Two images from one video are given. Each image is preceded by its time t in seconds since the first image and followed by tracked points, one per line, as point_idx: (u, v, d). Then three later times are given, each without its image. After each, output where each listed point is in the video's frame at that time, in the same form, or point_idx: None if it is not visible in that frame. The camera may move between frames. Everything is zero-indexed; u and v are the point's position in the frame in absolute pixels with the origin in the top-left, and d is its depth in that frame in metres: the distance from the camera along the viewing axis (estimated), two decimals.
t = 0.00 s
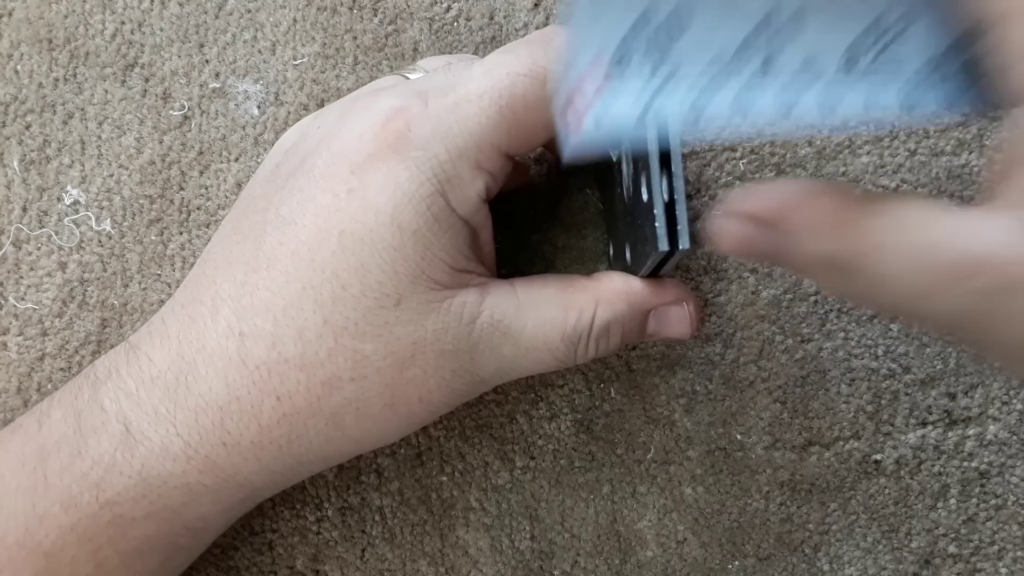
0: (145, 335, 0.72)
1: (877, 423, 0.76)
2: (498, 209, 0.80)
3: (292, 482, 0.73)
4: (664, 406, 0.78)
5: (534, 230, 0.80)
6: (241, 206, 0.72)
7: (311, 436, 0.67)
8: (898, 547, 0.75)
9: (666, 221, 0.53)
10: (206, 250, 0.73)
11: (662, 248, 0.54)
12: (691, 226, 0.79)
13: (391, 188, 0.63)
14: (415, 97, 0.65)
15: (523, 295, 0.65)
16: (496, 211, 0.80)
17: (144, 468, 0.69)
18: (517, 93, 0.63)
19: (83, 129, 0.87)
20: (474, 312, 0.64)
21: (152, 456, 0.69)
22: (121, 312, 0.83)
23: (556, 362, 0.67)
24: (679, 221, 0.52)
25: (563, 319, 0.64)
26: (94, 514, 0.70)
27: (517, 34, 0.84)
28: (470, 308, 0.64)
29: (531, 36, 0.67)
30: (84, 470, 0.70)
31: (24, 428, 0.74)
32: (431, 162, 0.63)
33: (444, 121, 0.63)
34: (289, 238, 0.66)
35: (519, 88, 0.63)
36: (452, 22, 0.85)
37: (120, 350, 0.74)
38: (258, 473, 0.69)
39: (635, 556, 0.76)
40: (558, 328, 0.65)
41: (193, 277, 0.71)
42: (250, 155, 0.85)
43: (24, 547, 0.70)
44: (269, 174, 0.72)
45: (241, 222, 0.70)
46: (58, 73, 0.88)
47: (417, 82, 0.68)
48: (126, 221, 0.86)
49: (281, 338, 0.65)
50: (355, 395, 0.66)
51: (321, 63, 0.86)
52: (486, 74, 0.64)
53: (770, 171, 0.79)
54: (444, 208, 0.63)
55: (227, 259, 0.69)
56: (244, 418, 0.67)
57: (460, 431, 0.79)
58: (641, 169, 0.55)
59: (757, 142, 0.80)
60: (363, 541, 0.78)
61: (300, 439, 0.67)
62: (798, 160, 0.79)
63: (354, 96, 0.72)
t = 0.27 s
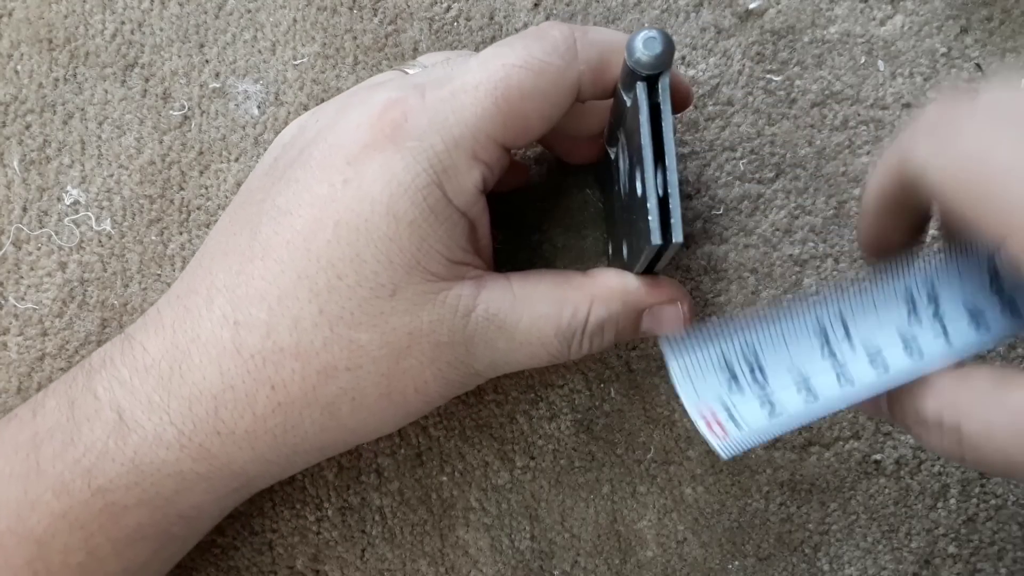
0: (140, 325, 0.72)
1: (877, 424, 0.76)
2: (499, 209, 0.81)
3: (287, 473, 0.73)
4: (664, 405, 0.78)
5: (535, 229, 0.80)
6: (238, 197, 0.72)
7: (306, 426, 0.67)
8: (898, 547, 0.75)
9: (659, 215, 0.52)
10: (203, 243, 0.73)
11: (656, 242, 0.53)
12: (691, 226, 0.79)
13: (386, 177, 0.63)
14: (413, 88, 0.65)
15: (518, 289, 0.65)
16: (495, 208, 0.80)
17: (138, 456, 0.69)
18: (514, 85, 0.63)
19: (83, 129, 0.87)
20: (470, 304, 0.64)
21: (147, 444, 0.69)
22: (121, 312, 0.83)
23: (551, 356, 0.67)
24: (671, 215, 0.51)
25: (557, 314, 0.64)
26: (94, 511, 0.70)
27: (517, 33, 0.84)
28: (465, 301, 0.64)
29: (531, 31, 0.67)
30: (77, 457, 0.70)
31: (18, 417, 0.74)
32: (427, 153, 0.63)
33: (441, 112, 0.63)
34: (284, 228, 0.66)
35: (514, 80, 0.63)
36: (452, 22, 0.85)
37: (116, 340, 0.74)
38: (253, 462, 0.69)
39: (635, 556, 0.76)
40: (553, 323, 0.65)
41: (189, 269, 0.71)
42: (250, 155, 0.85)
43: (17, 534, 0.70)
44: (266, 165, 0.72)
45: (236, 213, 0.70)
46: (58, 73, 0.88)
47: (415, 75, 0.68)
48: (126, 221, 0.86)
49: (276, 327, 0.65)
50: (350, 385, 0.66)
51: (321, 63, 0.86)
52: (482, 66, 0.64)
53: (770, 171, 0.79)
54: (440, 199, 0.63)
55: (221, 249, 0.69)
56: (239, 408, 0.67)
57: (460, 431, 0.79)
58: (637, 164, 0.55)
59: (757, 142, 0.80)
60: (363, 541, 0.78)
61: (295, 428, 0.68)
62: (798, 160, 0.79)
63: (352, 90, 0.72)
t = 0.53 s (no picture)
0: (145, 331, 0.72)
1: (877, 424, 0.76)
2: (501, 211, 0.81)
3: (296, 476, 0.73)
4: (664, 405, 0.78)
5: (535, 230, 0.80)
6: (240, 200, 0.71)
7: (314, 432, 0.67)
8: (897, 547, 0.75)
9: (666, 216, 0.52)
10: (207, 247, 0.73)
11: (662, 244, 0.53)
12: (691, 226, 0.79)
13: (390, 184, 0.63)
14: (415, 91, 0.65)
15: (524, 292, 0.65)
16: (497, 210, 0.80)
17: (147, 462, 0.69)
18: (518, 90, 0.63)
19: (83, 129, 0.87)
20: (476, 308, 0.64)
21: (155, 450, 0.69)
22: (121, 312, 0.83)
23: (557, 359, 0.67)
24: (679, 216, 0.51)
25: (563, 318, 0.64)
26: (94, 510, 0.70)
27: (517, 33, 0.84)
28: (470, 305, 0.64)
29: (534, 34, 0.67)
30: (86, 463, 0.70)
31: (26, 421, 0.74)
32: (431, 158, 0.63)
33: (444, 116, 0.63)
34: (289, 233, 0.66)
35: (518, 84, 0.63)
36: (452, 22, 0.85)
37: (123, 345, 0.74)
38: (260, 466, 0.69)
39: (635, 556, 0.76)
40: (559, 326, 0.65)
41: (194, 274, 0.71)
42: (250, 155, 0.85)
43: (19, 535, 0.70)
44: (267, 166, 0.71)
45: (240, 218, 0.70)
46: (58, 73, 0.88)
47: (418, 77, 0.67)
48: (126, 221, 0.86)
49: (281, 333, 0.65)
50: (357, 390, 0.66)
51: (321, 63, 0.86)
52: (485, 71, 0.64)
53: (770, 171, 0.79)
54: (443, 205, 0.63)
55: (226, 254, 0.69)
56: (246, 414, 0.67)
57: (460, 431, 0.79)
58: (642, 166, 0.55)
59: (757, 142, 0.80)
60: (363, 542, 0.78)
61: (302, 434, 0.67)
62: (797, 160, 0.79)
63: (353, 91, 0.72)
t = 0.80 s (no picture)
0: (141, 327, 0.73)
1: (877, 424, 0.77)
2: (500, 210, 0.81)
3: (287, 474, 0.73)
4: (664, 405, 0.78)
5: (534, 230, 0.80)
6: (237, 196, 0.72)
7: (308, 425, 0.67)
8: (898, 547, 0.75)
9: (659, 215, 0.52)
10: (203, 244, 0.73)
11: (657, 242, 0.53)
12: (691, 226, 0.79)
13: (383, 174, 0.63)
14: (410, 86, 0.65)
15: (519, 285, 0.65)
16: (494, 208, 0.80)
17: (141, 457, 0.69)
18: (514, 85, 0.63)
19: (83, 129, 0.87)
20: (470, 300, 0.64)
21: (149, 445, 0.69)
22: (121, 312, 0.83)
23: (550, 353, 0.67)
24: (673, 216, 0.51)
25: (558, 310, 0.64)
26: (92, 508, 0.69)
27: (517, 33, 0.84)
28: (465, 297, 0.64)
29: (532, 33, 0.67)
30: (80, 458, 0.70)
31: (22, 418, 0.74)
32: (424, 151, 0.63)
33: (439, 110, 0.63)
34: (282, 225, 0.66)
35: (514, 81, 0.63)
36: (452, 22, 0.85)
37: (119, 342, 0.74)
38: (259, 464, 0.69)
39: (635, 556, 0.76)
40: (553, 319, 0.64)
41: (189, 269, 0.72)
42: (250, 155, 0.85)
43: (18, 534, 0.70)
44: (264, 162, 0.72)
45: (236, 213, 0.70)
46: (58, 73, 0.88)
47: (414, 73, 0.68)
48: (126, 221, 0.86)
49: (275, 326, 0.65)
50: (351, 383, 0.65)
51: (321, 63, 0.86)
52: (481, 67, 0.64)
53: (770, 171, 0.79)
54: (437, 196, 0.63)
55: (222, 248, 0.69)
56: (241, 407, 0.67)
57: (460, 431, 0.79)
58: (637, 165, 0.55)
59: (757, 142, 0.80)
60: (363, 542, 0.78)
61: (297, 428, 0.67)
62: (797, 160, 0.80)
63: (348, 86, 0.72)
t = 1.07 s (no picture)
0: (137, 323, 0.73)
1: (877, 424, 0.77)
2: (498, 209, 0.81)
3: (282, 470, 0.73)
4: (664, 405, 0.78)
5: (534, 230, 0.80)
6: (235, 192, 0.72)
7: (303, 420, 0.67)
8: (898, 547, 0.75)
9: (662, 216, 0.52)
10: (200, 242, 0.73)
11: (656, 245, 0.53)
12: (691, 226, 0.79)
13: (380, 169, 0.63)
14: (410, 83, 0.65)
15: (515, 282, 0.65)
16: (492, 206, 0.81)
17: (136, 452, 0.69)
18: (514, 86, 0.63)
19: (83, 129, 0.87)
20: (466, 297, 0.64)
21: (144, 439, 0.69)
22: (121, 312, 0.83)
23: (547, 351, 0.67)
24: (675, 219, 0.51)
25: (555, 308, 0.64)
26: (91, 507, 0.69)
27: (517, 33, 0.84)
28: (461, 293, 0.64)
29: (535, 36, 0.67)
30: (76, 453, 0.70)
31: (19, 416, 0.74)
32: (423, 146, 0.63)
33: (439, 107, 0.63)
34: (279, 219, 0.66)
35: (514, 80, 0.63)
36: (452, 22, 0.85)
37: (115, 338, 0.74)
38: (259, 463, 0.69)
39: (635, 556, 0.76)
40: (550, 317, 0.64)
41: (186, 265, 0.72)
42: (250, 155, 0.85)
43: (18, 534, 0.70)
44: (261, 157, 0.72)
45: (233, 208, 0.70)
46: (58, 73, 0.88)
47: (414, 71, 0.68)
48: (127, 221, 0.86)
49: (270, 319, 0.65)
50: (345, 377, 0.65)
51: (321, 63, 0.86)
52: (482, 66, 0.64)
53: (770, 171, 0.79)
54: (434, 192, 0.63)
55: (219, 243, 0.69)
56: (236, 402, 0.67)
57: (460, 430, 0.79)
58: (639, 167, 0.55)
59: (757, 142, 0.80)
60: (363, 541, 0.78)
61: (292, 423, 0.67)
62: (798, 160, 0.80)
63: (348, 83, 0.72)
